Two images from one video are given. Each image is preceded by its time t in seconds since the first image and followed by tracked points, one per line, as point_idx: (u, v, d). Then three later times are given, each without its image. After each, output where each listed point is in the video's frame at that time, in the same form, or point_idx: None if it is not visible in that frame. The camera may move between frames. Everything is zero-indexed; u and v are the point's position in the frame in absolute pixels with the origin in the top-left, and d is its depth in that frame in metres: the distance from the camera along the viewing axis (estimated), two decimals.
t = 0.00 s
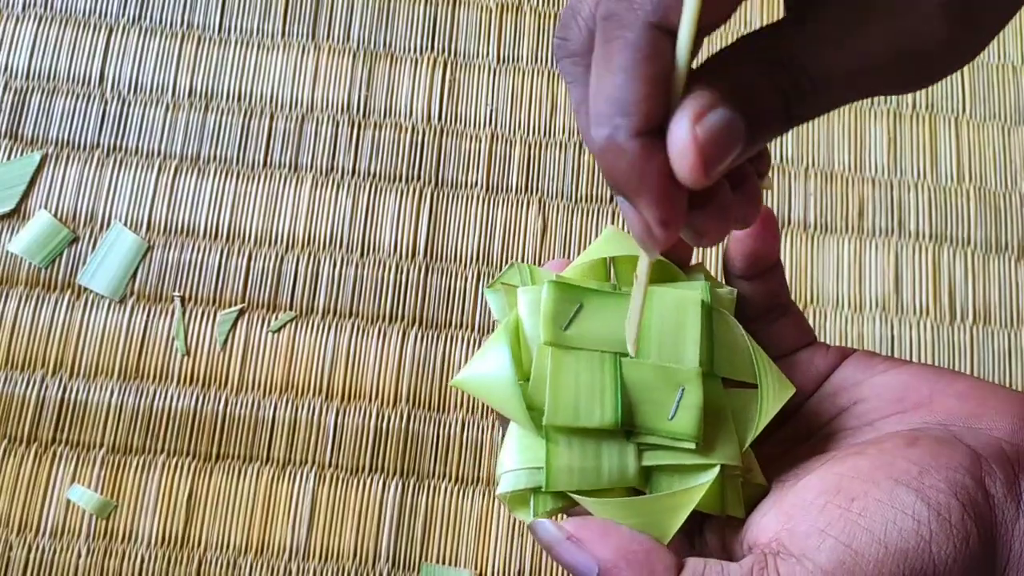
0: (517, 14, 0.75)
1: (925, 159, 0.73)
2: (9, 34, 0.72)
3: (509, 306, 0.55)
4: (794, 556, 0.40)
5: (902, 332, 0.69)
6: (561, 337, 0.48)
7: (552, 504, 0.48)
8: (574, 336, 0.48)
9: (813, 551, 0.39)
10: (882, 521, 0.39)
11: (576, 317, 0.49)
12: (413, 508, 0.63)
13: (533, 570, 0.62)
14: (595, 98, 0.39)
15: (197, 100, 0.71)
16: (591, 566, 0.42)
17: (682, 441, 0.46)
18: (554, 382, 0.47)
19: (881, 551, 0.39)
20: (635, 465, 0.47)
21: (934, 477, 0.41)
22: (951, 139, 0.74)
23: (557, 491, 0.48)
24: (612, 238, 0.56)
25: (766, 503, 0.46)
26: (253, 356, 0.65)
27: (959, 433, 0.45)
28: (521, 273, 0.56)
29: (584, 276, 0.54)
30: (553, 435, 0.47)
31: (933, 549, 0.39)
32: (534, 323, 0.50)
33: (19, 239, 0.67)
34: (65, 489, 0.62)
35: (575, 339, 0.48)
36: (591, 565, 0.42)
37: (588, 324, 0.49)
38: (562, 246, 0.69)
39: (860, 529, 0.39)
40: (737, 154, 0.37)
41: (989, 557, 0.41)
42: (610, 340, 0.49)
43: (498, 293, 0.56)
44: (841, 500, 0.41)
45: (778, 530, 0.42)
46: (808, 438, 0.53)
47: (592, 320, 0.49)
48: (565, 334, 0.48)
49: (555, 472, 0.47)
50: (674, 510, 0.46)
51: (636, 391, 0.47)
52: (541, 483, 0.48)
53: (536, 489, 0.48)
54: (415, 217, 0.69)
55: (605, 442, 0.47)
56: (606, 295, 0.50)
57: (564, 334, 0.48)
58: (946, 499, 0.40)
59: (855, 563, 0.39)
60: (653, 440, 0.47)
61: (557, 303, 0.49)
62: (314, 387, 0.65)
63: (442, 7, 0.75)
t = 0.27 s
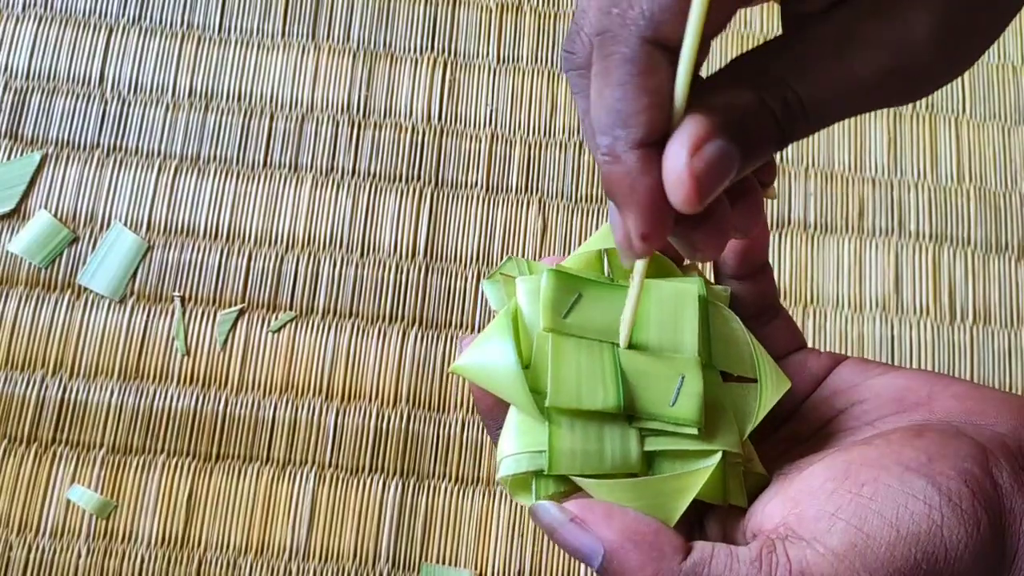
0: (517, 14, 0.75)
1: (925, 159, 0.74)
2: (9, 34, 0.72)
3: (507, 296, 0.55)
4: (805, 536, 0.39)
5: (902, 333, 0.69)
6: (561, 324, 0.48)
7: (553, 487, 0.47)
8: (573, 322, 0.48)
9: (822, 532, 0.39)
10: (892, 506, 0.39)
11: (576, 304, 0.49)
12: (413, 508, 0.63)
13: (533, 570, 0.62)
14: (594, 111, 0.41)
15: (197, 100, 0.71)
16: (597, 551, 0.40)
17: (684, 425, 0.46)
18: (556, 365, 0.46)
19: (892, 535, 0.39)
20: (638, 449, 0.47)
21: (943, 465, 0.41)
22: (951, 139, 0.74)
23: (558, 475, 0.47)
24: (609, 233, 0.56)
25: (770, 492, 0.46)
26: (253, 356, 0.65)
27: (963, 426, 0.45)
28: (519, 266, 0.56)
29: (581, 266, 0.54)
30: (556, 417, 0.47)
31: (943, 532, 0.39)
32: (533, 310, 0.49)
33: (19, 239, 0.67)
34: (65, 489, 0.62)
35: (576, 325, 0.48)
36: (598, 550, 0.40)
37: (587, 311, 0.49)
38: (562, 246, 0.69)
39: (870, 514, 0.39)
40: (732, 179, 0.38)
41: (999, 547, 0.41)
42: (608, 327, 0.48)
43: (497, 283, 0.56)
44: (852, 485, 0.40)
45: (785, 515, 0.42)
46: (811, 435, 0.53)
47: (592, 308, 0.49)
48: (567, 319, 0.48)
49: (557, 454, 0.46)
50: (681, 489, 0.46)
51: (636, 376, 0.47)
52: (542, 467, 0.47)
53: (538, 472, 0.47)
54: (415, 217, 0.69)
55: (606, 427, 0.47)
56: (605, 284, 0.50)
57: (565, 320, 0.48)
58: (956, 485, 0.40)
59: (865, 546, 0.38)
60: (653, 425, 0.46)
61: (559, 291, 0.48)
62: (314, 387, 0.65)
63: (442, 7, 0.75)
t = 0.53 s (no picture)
0: (517, 14, 0.75)
1: (924, 159, 0.74)
2: (9, 34, 0.72)
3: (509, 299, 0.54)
4: (808, 526, 0.39)
5: (902, 333, 0.69)
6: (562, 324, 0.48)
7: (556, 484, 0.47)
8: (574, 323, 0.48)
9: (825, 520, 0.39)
10: (897, 495, 0.39)
11: (577, 307, 0.49)
12: (413, 508, 0.63)
13: (533, 570, 0.62)
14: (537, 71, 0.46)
15: (197, 99, 0.71)
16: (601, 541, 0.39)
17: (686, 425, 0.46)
18: (557, 364, 0.46)
19: (897, 522, 0.38)
20: (638, 448, 0.47)
21: (946, 456, 0.41)
22: (951, 139, 0.74)
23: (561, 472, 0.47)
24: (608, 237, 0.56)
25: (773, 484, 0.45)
26: (253, 356, 0.65)
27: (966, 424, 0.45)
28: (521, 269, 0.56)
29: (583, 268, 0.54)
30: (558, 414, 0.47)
31: (948, 521, 0.39)
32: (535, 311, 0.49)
33: (18, 239, 0.67)
34: (65, 489, 0.62)
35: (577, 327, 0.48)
36: (602, 540, 0.39)
37: (588, 313, 0.49)
38: (562, 246, 0.69)
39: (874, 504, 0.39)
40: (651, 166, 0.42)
41: (1005, 539, 0.40)
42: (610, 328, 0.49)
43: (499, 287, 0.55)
44: (855, 475, 0.40)
45: (789, 504, 0.41)
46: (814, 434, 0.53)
47: (592, 310, 0.49)
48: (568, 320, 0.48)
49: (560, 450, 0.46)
50: (687, 481, 0.45)
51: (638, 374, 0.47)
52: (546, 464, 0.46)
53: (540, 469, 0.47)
54: (415, 217, 0.69)
55: (608, 424, 0.47)
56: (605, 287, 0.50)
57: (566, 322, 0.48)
58: (960, 474, 0.40)
59: (869, 534, 0.38)
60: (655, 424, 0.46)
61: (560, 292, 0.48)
62: (314, 387, 0.65)
63: (442, 7, 0.75)
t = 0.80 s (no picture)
0: (517, 14, 0.75)
1: (924, 159, 0.73)
2: (9, 34, 0.72)
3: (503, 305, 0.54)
4: (808, 511, 0.38)
5: (902, 333, 0.69)
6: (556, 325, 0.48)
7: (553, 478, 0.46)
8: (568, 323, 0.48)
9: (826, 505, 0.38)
10: (899, 481, 0.39)
11: (571, 308, 0.49)
12: (413, 508, 0.63)
13: (533, 571, 0.62)
14: (547, 85, 0.45)
15: (197, 100, 0.71)
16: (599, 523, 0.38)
17: (681, 421, 0.46)
18: (552, 360, 0.46)
19: (897, 506, 0.38)
20: (635, 443, 0.46)
21: (947, 447, 0.41)
22: (951, 139, 0.74)
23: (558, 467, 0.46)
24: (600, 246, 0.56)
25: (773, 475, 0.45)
26: (253, 356, 0.65)
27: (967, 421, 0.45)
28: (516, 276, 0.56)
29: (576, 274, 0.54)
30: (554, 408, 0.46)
31: (948, 507, 0.38)
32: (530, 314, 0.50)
33: (18, 239, 0.67)
34: (65, 489, 0.62)
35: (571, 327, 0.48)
36: (600, 521, 0.38)
37: (582, 314, 0.49)
38: (562, 245, 0.69)
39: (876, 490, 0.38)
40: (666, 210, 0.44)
41: (1007, 532, 0.39)
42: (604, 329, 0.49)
43: (493, 295, 0.55)
44: (856, 462, 0.40)
45: (788, 491, 0.40)
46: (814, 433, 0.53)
47: (586, 312, 0.49)
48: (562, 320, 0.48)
49: (557, 444, 0.45)
50: (686, 471, 0.44)
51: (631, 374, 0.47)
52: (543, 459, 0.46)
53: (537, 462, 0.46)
54: (415, 217, 0.69)
55: (603, 420, 0.46)
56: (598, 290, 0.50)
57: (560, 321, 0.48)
58: (961, 463, 0.40)
59: (869, 517, 0.37)
60: (651, 421, 0.46)
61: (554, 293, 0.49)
62: (314, 386, 0.65)
63: (442, 7, 0.75)
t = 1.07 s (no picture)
0: (517, 14, 0.75)
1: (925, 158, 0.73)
2: (9, 34, 0.72)
3: (508, 330, 0.53)
4: (813, 496, 0.38)
5: (902, 333, 0.69)
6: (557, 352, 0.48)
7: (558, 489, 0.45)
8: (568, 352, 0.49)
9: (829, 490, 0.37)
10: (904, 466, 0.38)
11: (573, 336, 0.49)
12: (413, 508, 0.63)
13: (533, 571, 0.62)
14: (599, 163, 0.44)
15: (197, 100, 0.71)
16: (605, 518, 0.39)
17: (679, 436, 0.46)
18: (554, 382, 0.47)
19: (899, 491, 0.37)
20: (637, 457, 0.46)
21: (948, 437, 0.40)
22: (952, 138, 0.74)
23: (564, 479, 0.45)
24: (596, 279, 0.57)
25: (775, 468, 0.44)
26: (253, 356, 0.65)
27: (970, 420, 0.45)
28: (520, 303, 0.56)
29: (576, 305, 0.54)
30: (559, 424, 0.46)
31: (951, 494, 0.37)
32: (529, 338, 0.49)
33: (18, 239, 0.67)
34: (65, 489, 0.62)
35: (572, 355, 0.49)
36: (606, 517, 0.39)
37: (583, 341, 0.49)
38: (562, 245, 0.69)
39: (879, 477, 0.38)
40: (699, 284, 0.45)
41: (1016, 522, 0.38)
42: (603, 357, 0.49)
43: (498, 319, 0.54)
44: (857, 453, 0.40)
45: (791, 481, 0.40)
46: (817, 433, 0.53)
47: (587, 341, 0.49)
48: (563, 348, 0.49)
49: (564, 453, 0.45)
50: (691, 471, 0.44)
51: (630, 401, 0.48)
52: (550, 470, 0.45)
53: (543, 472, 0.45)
54: (415, 217, 0.69)
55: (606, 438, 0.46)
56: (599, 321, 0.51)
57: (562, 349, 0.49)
58: (961, 450, 0.39)
59: (873, 502, 0.37)
60: (650, 441, 0.46)
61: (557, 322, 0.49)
62: (314, 387, 0.65)
63: (442, 7, 0.75)
